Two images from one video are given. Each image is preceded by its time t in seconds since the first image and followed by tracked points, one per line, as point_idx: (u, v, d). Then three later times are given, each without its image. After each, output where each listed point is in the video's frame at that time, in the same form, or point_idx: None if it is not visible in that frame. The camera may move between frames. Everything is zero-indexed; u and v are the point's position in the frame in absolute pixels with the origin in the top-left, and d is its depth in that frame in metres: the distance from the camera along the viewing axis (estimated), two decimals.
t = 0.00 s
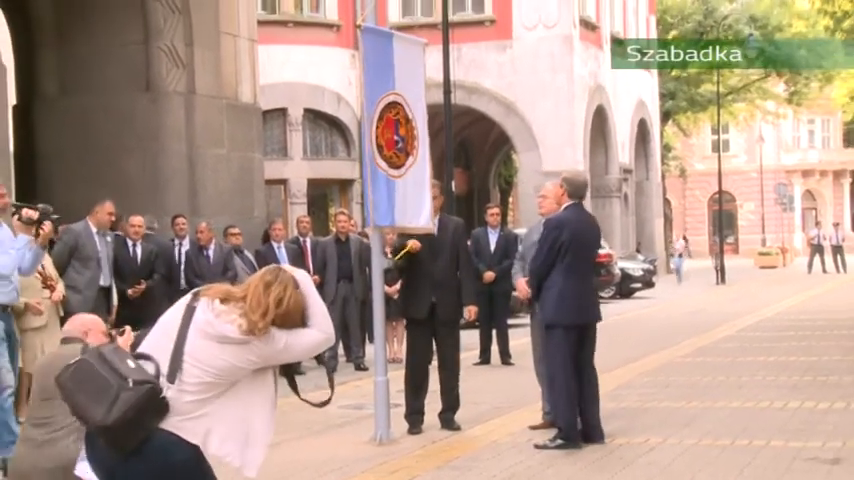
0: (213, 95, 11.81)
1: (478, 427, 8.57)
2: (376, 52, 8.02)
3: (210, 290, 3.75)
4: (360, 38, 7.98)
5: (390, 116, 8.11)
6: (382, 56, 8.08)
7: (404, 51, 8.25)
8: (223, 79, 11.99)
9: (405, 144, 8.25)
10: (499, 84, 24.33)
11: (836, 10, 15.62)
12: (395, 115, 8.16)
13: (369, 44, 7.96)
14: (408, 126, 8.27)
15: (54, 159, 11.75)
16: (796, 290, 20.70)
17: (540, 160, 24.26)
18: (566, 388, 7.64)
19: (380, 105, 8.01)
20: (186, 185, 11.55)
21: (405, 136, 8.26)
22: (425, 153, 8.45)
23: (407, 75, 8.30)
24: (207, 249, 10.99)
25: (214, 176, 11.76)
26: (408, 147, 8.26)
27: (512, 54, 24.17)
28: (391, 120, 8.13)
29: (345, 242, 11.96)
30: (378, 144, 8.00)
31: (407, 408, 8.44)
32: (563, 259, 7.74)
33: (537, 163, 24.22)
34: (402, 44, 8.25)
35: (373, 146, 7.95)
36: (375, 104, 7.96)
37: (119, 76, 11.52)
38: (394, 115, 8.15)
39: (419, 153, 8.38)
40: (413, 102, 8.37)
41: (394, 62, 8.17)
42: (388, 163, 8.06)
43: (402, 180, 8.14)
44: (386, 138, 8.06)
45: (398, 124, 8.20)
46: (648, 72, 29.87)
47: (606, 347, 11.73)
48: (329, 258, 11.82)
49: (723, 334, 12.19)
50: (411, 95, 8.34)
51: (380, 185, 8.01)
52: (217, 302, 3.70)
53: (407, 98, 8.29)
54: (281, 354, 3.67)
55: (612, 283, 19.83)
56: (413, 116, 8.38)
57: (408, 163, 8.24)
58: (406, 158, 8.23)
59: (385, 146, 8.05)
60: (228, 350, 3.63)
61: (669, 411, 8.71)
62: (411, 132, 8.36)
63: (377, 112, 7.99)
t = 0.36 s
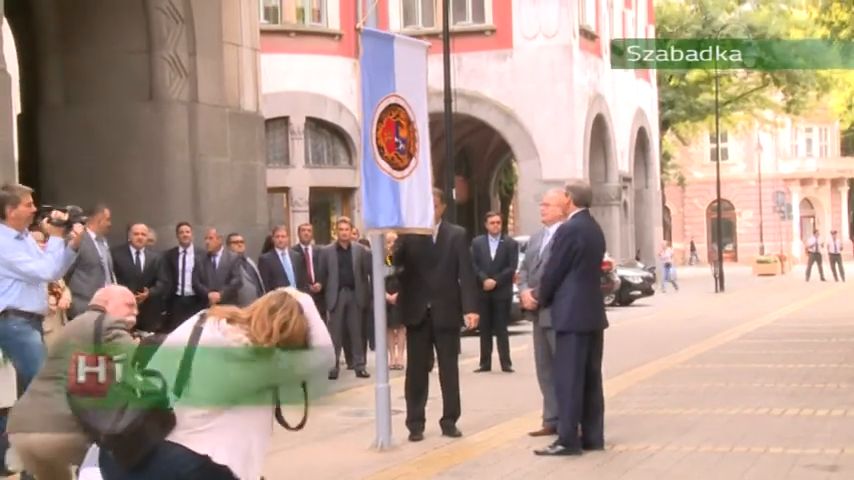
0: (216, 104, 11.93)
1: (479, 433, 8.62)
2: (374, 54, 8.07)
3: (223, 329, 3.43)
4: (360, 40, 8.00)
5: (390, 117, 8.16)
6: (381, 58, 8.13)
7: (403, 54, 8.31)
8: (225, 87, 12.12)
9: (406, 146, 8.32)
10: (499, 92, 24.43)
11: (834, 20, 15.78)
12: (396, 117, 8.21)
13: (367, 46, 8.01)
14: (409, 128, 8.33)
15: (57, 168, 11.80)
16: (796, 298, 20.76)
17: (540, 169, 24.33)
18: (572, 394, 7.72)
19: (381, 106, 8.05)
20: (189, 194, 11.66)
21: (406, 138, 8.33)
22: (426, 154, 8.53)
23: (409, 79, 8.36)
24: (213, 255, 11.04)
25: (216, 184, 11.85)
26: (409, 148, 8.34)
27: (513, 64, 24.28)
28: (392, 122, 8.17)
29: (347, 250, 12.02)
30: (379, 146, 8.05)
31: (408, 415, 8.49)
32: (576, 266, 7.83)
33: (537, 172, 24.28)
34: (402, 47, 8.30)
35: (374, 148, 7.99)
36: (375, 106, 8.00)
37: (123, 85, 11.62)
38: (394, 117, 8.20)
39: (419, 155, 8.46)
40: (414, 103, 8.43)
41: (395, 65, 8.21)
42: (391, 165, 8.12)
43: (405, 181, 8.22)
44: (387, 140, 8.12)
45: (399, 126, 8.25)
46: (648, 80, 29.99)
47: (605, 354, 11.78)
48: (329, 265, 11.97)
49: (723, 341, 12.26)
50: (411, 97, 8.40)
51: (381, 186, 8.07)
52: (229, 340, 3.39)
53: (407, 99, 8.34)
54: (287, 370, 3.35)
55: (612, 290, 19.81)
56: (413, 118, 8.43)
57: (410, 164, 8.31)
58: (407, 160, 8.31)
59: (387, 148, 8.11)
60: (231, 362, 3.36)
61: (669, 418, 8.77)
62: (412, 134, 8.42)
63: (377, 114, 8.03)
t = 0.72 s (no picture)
0: (215, 113, 11.87)
1: (482, 446, 8.53)
2: (372, 57, 7.99)
3: (233, 380, 4.11)
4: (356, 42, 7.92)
5: (391, 120, 8.09)
6: (381, 60, 8.05)
7: (405, 56, 8.22)
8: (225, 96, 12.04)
9: (408, 148, 8.26)
10: (502, 101, 25.01)
11: (840, 28, 14.85)
12: (397, 118, 8.15)
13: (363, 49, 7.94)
14: (410, 129, 8.27)
15: (56, 176, 11.84)
16: (801, 309, 20.81)
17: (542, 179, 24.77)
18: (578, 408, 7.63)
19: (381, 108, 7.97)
20: (189, 205, 11.60)
21: (407, 140, 8.28)
22: (426, 158, 8.48)
23: (411, 78, 8.28)
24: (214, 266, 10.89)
25: (216, 193, 11.77)
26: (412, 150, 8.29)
27: (516, 73, 24.88)
28: (393, 125, 8.13)
29: (348, 260, 11.85)
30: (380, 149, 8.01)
31: (410, 427, 8.39)
32: (581, 277, 7.78)
33: (538, 181, 24.97)
34: (403, 47, 8.24)
35: (375, 149, 7.95)
36: (375, 109, 7.93)
37: (122, 94, 11.59)
38: (395, 119, 8.13)
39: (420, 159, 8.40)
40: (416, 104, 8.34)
41: (396, 65, 8.15)
42: (393, 168, 8.09)
43: (407, 183, 8.19)
44: (389, 142, 8.08)
45: (400, 127, 8.19)
46: (650, 90, 30.30)
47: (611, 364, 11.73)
48: (330, 276, 11.73)
49: (728, 352, 12.22)
50: (414, 98, 8.32)
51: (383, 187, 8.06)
52: (241, 391, 3.98)
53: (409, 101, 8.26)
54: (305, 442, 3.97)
55: (615, 302, 19.55)
56: (417, 120, 8.36)
57: (412, 166, 8.27)
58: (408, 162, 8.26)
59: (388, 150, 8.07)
60: (256, 440, 3.95)
61: (673, 431, 8.68)
62: (414, 135, 8.37)
63: (377, 116, 7.97)
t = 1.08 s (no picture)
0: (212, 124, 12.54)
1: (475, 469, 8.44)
2: (374, 58, 9.53)
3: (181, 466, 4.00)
4: (353, 42, 9.33)
5: (391, 122, 9.65)
6: (385, 63, 9.49)
7: (410, 59, 9.35)
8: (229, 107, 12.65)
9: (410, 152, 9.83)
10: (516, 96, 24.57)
11: None
12: (398, 122, 9.63)
13: (366, 53, 9.55)
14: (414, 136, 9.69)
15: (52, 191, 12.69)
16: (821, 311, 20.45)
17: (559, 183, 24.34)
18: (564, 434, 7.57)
19: (383, 113, 9.62)
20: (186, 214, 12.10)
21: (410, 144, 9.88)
22: (428, 163, 9.68)
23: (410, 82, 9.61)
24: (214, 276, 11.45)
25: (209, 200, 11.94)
26: (412, 153, 9.76)
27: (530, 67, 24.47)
28: (393, 126, 9.67)
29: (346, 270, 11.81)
30: (380, 152, 9.96)
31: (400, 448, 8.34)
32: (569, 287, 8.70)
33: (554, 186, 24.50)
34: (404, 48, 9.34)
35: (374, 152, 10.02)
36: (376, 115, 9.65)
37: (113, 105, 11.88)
38: (396, 122, 9.63)
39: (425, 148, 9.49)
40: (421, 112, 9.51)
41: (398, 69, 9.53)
42: (391, 170, 10.06)
43: (405, 182, 10.09)
44: (389, 146, 9.95)
45: (401, 131, 9.74)
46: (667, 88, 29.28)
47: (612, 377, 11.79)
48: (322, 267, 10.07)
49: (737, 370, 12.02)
50: (420, 105, 9.50)
51: (382, 188, 10.21)
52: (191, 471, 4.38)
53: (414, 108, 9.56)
54: None
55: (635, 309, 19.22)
56: (418, 121, 9.53)
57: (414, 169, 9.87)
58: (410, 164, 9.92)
59: (388, 153, 9.95)
60: None
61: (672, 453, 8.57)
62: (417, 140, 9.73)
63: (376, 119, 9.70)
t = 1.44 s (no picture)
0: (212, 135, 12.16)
1: None
2: (369, 63, 9.20)
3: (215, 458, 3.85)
4: (349, 47, 9.19)
5: (389, 128, 9.44)
6: (382, 66, 9.17)
7: (409, 62, 9.11)
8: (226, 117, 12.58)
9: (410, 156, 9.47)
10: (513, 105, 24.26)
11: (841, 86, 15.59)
12: (395, 128, 9.42)
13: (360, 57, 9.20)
14: (414, 142, 9.39)
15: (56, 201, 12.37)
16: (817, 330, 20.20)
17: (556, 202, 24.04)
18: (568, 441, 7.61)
19: (380, 118, 9.42)
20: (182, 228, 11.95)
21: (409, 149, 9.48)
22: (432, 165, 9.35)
23: (412, 87, 9.24)
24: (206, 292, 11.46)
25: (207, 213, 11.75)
26: (412, 160, 9.45)
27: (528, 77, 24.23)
28: (390, 132, 9.45)
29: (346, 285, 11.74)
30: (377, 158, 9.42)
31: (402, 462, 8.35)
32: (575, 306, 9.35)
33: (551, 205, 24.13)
34: (403, 54, 9.09)
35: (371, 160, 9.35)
36: (374, 119, 9.41)
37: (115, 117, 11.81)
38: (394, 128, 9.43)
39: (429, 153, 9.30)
40: (424, 118, 9.27)
41: (395, 73, 9.17)
42: (388, 177, 9.39)
43: (404, 192, 9.38)
44: (386, 153, 9.46)
45: (399, 137, 9.46)
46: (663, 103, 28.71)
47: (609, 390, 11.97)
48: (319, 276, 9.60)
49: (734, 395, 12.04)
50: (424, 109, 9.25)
51: (379, 199, 9.35)
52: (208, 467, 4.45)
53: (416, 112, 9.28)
54: None
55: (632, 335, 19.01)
56: (418, 127, 9.28)
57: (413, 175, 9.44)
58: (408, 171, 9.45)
59: (384, 159, 9.45)
60: None
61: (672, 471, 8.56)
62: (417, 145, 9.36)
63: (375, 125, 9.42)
